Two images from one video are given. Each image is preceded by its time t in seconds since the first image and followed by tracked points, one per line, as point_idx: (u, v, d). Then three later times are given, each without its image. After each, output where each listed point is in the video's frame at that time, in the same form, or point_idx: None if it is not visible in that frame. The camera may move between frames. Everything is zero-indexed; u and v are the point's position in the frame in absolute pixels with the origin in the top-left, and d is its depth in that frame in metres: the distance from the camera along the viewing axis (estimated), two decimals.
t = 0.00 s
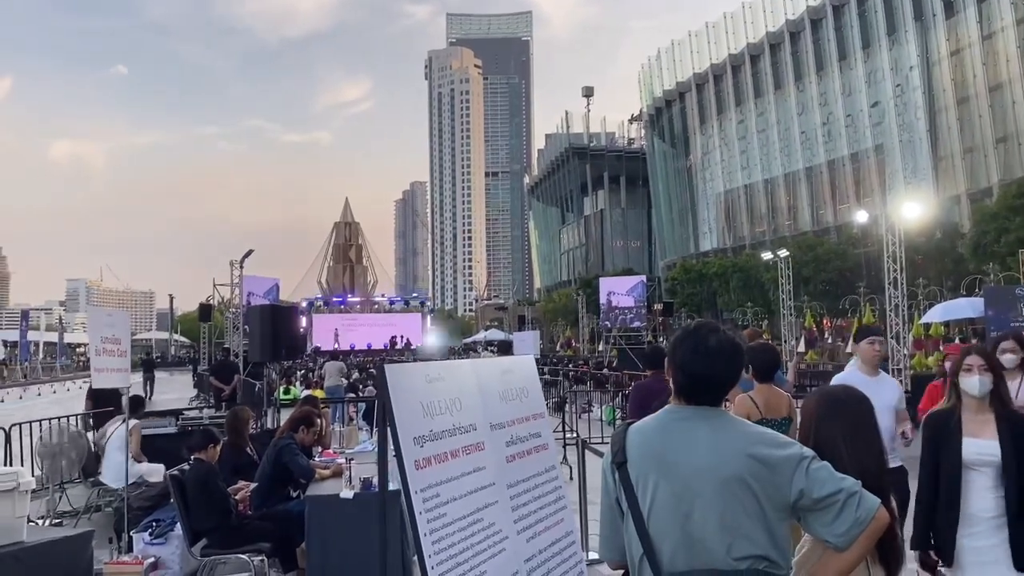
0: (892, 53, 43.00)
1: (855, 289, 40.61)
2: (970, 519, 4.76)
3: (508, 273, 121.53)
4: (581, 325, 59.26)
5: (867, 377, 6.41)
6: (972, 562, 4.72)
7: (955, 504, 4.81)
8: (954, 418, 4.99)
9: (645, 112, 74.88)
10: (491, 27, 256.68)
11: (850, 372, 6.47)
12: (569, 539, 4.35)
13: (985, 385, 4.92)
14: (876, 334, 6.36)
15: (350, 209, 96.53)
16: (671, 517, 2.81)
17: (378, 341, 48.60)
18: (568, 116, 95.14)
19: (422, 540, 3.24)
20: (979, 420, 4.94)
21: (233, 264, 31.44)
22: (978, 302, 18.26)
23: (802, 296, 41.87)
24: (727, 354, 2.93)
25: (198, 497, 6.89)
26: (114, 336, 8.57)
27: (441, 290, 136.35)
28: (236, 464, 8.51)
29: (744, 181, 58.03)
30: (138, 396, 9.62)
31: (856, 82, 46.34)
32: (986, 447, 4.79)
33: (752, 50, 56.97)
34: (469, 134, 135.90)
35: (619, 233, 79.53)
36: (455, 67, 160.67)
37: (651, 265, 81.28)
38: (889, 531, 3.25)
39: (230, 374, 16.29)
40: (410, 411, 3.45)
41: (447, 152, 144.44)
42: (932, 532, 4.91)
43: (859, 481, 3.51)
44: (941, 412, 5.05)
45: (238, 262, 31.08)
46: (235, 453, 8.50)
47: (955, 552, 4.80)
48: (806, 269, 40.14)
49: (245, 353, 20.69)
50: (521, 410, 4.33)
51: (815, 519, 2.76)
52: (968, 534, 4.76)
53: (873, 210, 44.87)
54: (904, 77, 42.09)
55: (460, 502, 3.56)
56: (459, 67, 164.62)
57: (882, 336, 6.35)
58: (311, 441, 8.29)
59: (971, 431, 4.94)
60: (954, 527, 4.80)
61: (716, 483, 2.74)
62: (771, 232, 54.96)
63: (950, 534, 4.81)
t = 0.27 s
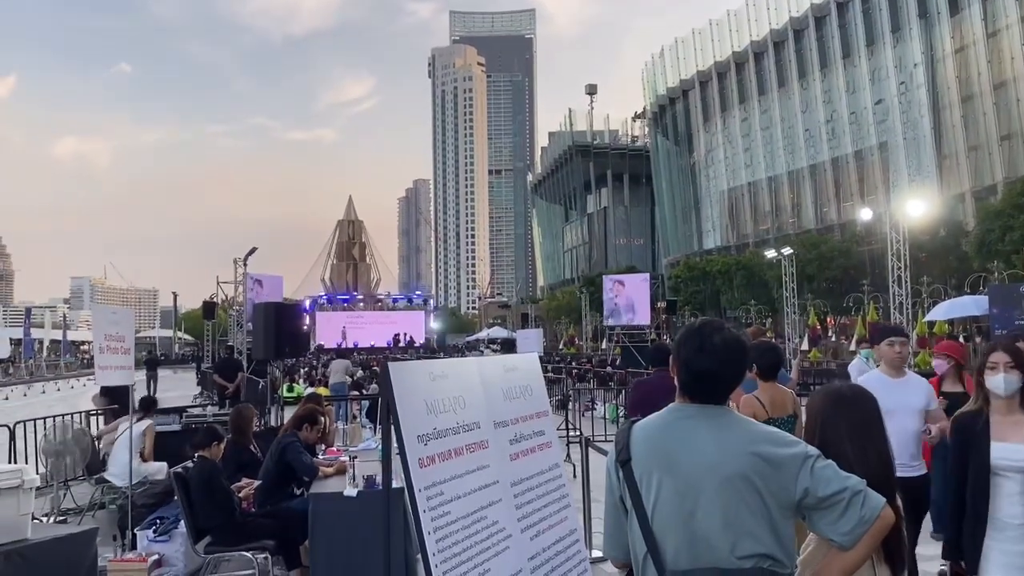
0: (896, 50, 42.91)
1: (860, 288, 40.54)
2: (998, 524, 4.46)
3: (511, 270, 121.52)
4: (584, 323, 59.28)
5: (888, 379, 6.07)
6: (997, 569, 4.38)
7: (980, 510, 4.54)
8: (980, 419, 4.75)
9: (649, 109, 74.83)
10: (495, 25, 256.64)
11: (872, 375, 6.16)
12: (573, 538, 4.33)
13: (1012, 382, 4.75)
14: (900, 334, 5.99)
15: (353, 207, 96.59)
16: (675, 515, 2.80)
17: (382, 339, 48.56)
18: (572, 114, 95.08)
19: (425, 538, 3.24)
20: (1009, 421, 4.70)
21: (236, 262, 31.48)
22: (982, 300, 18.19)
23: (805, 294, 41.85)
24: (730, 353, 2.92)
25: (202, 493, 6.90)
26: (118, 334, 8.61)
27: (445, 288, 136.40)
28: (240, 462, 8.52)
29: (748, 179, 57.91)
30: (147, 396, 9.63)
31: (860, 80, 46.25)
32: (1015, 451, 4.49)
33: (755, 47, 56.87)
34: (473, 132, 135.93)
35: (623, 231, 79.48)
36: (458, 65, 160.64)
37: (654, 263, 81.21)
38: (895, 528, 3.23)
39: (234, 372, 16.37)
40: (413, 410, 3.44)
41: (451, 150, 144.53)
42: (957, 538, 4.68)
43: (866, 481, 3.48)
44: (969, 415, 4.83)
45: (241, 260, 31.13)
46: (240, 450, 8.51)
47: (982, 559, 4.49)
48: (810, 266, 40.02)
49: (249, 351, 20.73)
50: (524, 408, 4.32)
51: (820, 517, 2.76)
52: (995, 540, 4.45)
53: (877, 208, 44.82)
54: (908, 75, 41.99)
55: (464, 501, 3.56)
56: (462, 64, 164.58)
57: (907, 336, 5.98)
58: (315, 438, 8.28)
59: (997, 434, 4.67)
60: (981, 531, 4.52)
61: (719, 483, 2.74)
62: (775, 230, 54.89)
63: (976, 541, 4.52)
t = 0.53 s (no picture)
0: (898, 47, 42.85)
1: (862, 285, 40.50)
2: (1018, 535, 3.96)
3: (512, 267, 121.48)
4: (585, 320, 59.29)
5: (900, 378, 5.87)
6: None
7: (1000, 519, 4.04)
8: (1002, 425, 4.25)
9: (650, 106, 74.76)
10: (496, 22, 256.42)
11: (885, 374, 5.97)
12: (574, 535, 4.33)
13: None
14: (909, 331, 5.83)
15: (354, 203, 96.63)
16: (678, 512, 2.79)
17: (384, 336, 48.47)
18: (573, 111, 95.00)
19: (428, 534, 3.23)
20: None
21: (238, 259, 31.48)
22: (985, 297, 18.16)
23: (807, 291, 41.83)
24: (733, 349, 2.91)
25: (203, 490, 6.89)
26: (120, 331, 8.60)
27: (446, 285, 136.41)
28: (242, 459, 8.52)
29: (749, 175, 57.86)
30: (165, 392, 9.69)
31: (862, 76, 46.17)
32: None
33: (757, 44, 56.76)
34: (474, 129, 135.90)
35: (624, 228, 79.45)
36: (460, 62, 160.63)
37: (656, 260, 81.15)
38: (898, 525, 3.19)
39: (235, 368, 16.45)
40: (416, 407, 3.43)
41: (452, 147, 144.50)
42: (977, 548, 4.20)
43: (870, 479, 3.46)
44: (990, 421, 4.31)
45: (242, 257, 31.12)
46: (242, 447, 8.51)
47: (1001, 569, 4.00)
48: (812, 264, 39.97)
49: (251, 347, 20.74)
50: (527, 406, 4.32)
51: (824, 515, 2.75)
52: (1013, 550, 3.95)
53: (879, 205, 44.79)
54: (910, 72, 41.92)
55: (467, 497, 3.56)
56: (464, 61, 164.45)
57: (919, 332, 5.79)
58: (316, 435, 8.28)
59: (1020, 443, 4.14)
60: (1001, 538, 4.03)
61: (722, 479, 2.73)
62: (777, 227, 54.83)
63: (996, 555, 4.02)
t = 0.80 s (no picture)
0: (899, 44, 42.80)
1: (861, 282, 40.47)
2: None
3: (512, 263, 121.45)
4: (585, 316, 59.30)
5: (909, 373, 5.75)
6: None
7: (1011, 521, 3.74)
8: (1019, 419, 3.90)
9: (650, 102, 74.70)
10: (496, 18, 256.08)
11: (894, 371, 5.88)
12: (574, 531, 4.33)
13: None
14: (912, 326, 5.68)
15: (354, 199, 96.55)
16: (678, 508, 2.79)
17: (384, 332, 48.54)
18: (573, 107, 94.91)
19: (427, 530, 3.23)
20: None
21: (238, 255, 31.47)
22: (984, 294, 18.14)
23: (806, 288, 41.84)
24: (732, 345, 2.91)
25: (201, 486, 6.89)
26: (119, 326, 8.56)
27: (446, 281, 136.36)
28: (241, 455, 8.52)
29: (749, 172, 57.84)
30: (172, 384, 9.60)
31: (862, 73, 46.12)
32: None
33: (757, 40, 56.67)
34: (474, 125, 135.80)
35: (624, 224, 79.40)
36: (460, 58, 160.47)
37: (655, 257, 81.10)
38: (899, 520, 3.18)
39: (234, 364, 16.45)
40: (416, 403, 3.43)
41: (452, 143, 144.40)
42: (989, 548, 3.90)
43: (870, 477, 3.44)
44: (1007, 415, 3.96)
45: (242, 253, 31.11)
46: (241, 442, 8.50)
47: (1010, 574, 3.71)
48: (811, 260, 39.94)
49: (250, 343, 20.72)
50: (527, 402, 4.32)
51: (824, 511, 2.75)
52: None
53: (878, 202, 44.80)
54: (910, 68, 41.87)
55: (467, 492, 3.56)
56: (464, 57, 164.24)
57: (923, 328, 5.64)
58: (316, 431, 8.27)
59: None
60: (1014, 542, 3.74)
61: (721, 476, 2.72)
62: (776, 224, 54.82)
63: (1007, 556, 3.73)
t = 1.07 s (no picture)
0: (896, 40, 42.80)
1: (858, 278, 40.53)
2: None
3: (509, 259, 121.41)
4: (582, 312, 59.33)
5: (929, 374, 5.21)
6: None
7: None
8: None
9: (648, 98, 74.66)
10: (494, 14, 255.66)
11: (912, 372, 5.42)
12: (570, 526, 4.33)
13: None
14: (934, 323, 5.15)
15: (351, 194, 96.45)
16: (674, 504, 2.78)
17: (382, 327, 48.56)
18: (571, 103, 94.81)
19: (423, 524, 3.22)
20: None
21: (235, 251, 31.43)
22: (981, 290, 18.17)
23: (803, 284, 41.86)
24: (730, 341, 2.90)
25: (198, 481, 6.89)
26: (115, 321, 8.54)
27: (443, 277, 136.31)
28: (238, 449, 8.53)
29: (746, 168, 57.84)
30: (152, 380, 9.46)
31: (860, 69, 46.10)
32: None
33: (755, 36, 56.63)
34: (472, 120, 135.63)
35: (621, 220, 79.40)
36: (457, 53, 160.19)
37: (653, 253, 81.10)
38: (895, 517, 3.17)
39: (231, 360, 16.43)
40: (412, 399, 3.42)
41: (450, 139, 144.23)
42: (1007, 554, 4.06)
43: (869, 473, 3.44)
44: None
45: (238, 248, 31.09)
46: (238, 437, 8.50)
47: None
48: (808, 257, 40.00)
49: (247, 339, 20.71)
50: (524, 397, 4.31)
51: (821, 508, 2.74)
52: None
53: (876, 198, 44.84)
54: (907, 64, 41.88)
55: (463, 487, 3.56)
56: (461, 52, 163.94)
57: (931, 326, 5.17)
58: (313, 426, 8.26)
59: None
60: None
61: (717, 472, 2.72)
62: (773, 220, 54.85)
63: None
